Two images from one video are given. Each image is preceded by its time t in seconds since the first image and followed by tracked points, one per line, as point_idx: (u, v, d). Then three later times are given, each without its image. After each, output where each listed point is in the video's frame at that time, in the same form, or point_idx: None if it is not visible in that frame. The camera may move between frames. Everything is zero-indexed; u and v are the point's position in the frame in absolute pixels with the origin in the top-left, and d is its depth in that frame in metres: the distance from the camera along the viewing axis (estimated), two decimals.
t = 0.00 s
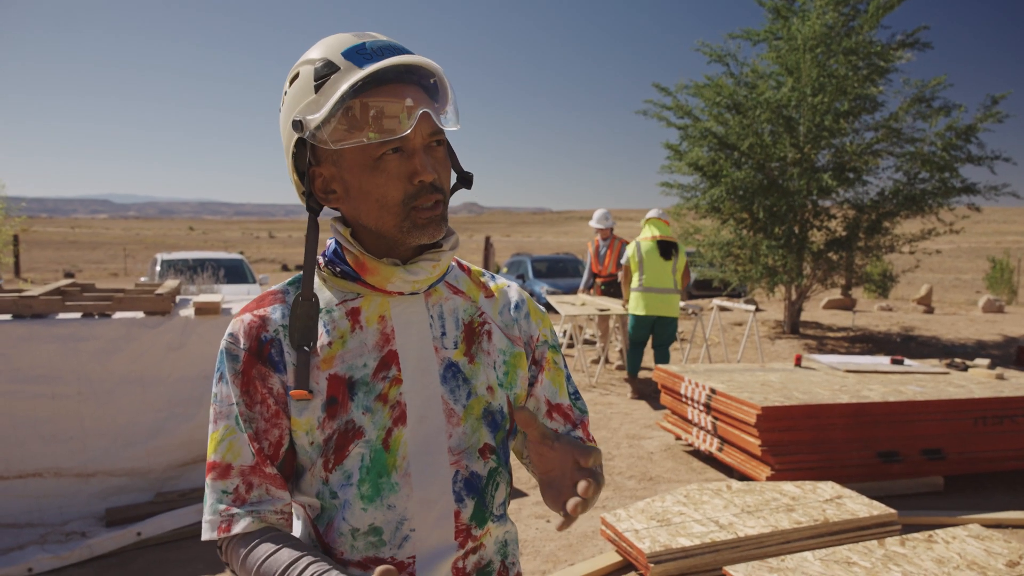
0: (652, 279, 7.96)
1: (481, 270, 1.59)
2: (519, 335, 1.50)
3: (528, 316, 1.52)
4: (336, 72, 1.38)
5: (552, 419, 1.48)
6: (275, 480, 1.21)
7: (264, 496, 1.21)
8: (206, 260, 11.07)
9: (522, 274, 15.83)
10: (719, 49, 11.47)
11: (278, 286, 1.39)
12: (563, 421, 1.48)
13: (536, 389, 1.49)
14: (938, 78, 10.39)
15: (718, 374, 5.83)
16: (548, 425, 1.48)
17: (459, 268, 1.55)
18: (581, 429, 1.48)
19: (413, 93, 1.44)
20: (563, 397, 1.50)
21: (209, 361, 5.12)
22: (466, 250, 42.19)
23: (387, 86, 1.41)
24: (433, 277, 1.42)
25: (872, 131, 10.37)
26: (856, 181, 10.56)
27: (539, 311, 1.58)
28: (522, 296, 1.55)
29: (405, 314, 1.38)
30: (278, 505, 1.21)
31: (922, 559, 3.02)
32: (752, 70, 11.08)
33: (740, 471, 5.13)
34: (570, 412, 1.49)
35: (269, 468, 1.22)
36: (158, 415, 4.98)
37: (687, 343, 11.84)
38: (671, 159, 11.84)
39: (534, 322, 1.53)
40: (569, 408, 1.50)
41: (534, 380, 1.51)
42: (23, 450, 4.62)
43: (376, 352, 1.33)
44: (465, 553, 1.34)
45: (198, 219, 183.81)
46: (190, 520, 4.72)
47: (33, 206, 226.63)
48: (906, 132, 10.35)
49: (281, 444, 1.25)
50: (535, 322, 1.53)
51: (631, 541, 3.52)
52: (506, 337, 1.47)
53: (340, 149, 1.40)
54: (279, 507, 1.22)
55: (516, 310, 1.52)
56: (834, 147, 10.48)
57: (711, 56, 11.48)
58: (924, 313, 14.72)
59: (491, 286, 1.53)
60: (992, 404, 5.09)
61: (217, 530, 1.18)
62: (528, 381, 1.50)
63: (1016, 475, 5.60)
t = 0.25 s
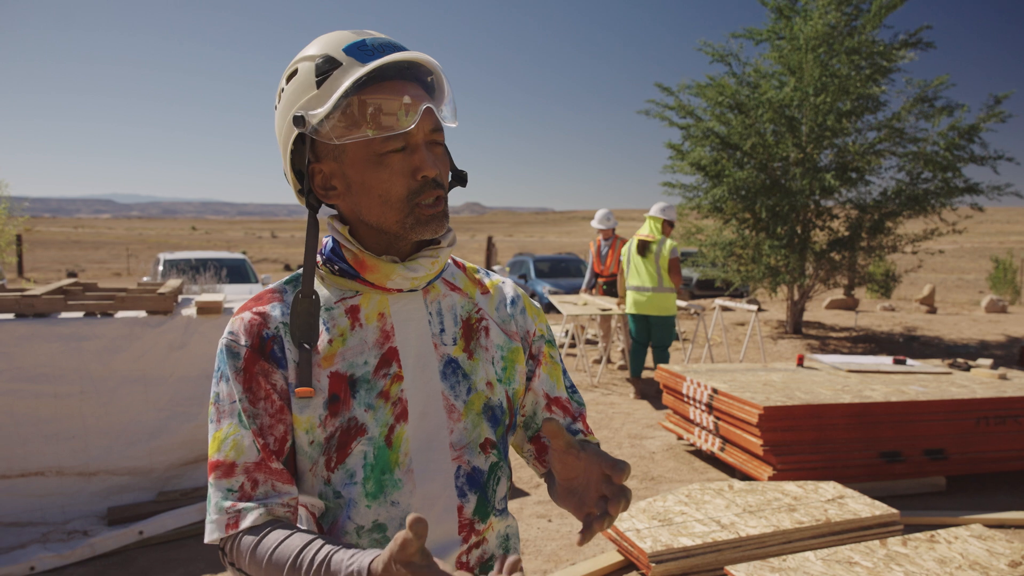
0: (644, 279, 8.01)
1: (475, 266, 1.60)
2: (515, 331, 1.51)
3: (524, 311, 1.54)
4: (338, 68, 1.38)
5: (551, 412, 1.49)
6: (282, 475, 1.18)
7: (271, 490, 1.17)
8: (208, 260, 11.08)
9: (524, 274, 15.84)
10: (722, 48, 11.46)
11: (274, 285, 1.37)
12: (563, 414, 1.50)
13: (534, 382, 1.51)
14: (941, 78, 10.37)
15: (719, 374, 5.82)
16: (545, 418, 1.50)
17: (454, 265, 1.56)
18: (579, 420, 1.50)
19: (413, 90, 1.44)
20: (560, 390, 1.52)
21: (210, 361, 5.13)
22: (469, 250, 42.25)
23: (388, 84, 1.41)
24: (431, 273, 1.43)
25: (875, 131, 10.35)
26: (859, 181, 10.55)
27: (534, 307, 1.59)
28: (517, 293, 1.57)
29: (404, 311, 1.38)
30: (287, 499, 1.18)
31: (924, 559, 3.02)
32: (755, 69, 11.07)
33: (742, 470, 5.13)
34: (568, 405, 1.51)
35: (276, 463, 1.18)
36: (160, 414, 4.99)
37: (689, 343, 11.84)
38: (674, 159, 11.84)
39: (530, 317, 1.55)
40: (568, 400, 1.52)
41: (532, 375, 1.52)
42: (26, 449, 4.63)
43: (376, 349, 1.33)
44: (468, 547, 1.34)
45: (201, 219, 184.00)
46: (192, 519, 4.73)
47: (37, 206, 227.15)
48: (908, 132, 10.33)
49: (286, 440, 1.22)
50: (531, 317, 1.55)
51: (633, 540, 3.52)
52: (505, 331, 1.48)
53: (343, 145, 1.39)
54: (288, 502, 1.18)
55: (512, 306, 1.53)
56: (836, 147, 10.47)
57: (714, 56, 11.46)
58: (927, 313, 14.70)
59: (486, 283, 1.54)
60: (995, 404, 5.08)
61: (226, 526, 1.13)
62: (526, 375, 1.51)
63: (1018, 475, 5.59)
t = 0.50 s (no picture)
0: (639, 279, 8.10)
1: (471, 267, 1.61)
2: (513, 330, 1.53)
3: (520, 310, 1.56)
4: (346, 70, 1.39)
5: (551, 408, 1.52)
6: (288, 471, 1.18)
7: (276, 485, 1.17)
8: (211, 260, 11.10)
9: (526, 274, 15.85)
10: (724, 49, 11.46)
11: (275, 287, 1.38)
12: (562, 409, 1.52)
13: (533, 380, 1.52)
14: (943, 78, 10.36)
15: (721, 374, 5.83)
16: (547, 414, 1.51)
17: (450, 266, 1.57)
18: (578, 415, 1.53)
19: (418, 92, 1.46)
20: (558, 387, 1.54)
21: (213, 361, 5.15)
22: (471, 250, 42.30)
23: (394, 86, 1.42)
24: (433, 275, 1.44)
25: (877, 131, 10.34)
26: (861, 181, 10.54)
27: (530, 307, 1.61)
28: (513, 293, 1.58)
29: (405, 312, 1.39)
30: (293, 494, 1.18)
31: (925, 560, 3.02)
32: (757, 70, 11.07)
33: (744, 471, 5.13)
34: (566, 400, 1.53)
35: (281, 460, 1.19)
36: (163, 414, 5.01)
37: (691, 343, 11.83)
38: (676, 159, 11.84)
39: (526, 316, 1.57)
40: (567, 397, 1.55)
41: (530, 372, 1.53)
42: (30, 449, 4.65)
43: (379, 351, 1.33)
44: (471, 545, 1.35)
45: (203, 219, 184.27)
46: (195, 519, 4.75)
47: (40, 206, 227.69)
48: (911, 132, 10.32)
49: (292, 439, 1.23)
50: (527, 316, 1.57)
51: (634, 540, 3.53)
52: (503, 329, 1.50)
53: (351, 146, 1.40)
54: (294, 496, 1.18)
55: (509, 306, 1.54)
56: (838, 147, 10.46)
57: (715, 56, 11.47)
58: (930, 313, 14.68)
59: (482, 283, 1.56)
60: (997, 405, 5.07)
61: (231, 521, 1.13)
62: (525, 374, 1.53)
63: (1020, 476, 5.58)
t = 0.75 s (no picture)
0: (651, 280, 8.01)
1: (467, 267, 1.63)
2: (511, 330, 1.55)
3: (517, 310, 1.58)
4: (343, 73, 1.40)
5: (547, 405, 1.54)
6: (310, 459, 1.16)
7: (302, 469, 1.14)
8: (213, 260, 11.13)
9: (528, 274, 15.87)
10: (725, 49, 11.47)
11: (276, 288, 1.38)
12: (558, 408, 1.55)
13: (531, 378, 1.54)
14: (944, 78, 10.35)
15: (722, 374, 5.83)
16: (544, 412, 1.54)
17: (446, 266, 1.58)
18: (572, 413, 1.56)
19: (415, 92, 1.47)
20: (554, 385, 1.57)
21: (215, 361, 5.17)
22: (474, 250, 42.34)
23: (391, 86, 1.43)
24: (435, 274, 1.44)
25: (878, 131, 10.33)
26: (862, 181, 10.53)
27: (526, 307, 1.63)
28: (510, 293, 1.60)
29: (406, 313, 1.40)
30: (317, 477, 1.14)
31: (925, 560, 3.03)
32: (758, 70, 11.07)
33: (744, 471, 5.14)
34: (562, 398, 1.56)
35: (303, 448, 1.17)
36: (165, 414, 5.03)
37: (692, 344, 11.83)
38: (677, 159, 11.85)
39: (523, 315, 1.59)
40: (563, 394, 1.58)
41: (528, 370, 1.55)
42: (32, 448, 4.67)
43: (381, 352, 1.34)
44: (471, 543, 1.36)
45: (206, 219, 184.56)
46: (197, 518, 4.77)
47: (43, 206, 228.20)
48: (912, 133, 10.31)
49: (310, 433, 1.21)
50: (523, 316, 1.59)
51: (634, 540, 3.54)
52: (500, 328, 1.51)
53: (349, 146, 1.41)
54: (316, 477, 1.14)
55: (505, 306, 1.56)
56: (840, 147, 10.45)
57: (717, 57, 11.47)
58: (932, 313, 14.67)
59: (479, 283, 1.57)
60: (998, 405, 5.07)
61: (256, 498, 1.07)
62: (522, 372, 1.54)
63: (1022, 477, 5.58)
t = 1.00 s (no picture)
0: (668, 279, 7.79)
1: (464, 268, 1.64)
2: (508, 331, 1.56)
3: (513, 311, 1.59)
4: (341, 75, 1.41)
5: (542, 407, 1.54)
6: (320, 458, 1.18)
7: (311, 469, 1.16)
8: (216, 260, 11.16)
9: (530, 274, 15.88)
10: (727, 49, 11.47)
11: (275, 289, 1.39)
12: (552, 409, 1.55)
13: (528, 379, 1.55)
14: (946, 78, 10.35)
15: (723, 374, 5.84)
16: (538, 413, 1.54)
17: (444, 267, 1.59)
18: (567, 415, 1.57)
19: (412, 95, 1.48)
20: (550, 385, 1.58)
21: (217, 361, 5.18)
22: (476, 250, 42.35)
23: (388, 88, 1.44)
24: (434, 276, 1.46)
25: (880, 132, 10.33)
26: (864, 182, 10.52)
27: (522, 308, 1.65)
28: (507, 294, 1.62)
29: (407, 314, 1.41)
30: (326, 475, 1.18)
31: (925, 560, 3.03)
32: (760, 70, 11.07)
33: (745, 471, 5.14)
34: (558, 399, 1.58)
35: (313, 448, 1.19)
36: (168, 414, 5.05)
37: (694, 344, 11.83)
38: (679, 160, 11.85)
39: (519, 316, 1.60)
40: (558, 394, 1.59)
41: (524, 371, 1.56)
42: (35, 448, 4.68)
43: (383, 353, 1.36)
44: (473, 540, 1.36)
45: (208, 219, 184.84)
46: (198, 518, 4.78)
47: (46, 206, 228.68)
48: (914, 133, 10.30)
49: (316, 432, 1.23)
50: (520, 317, 1.60)
51: (634, 540, 3.55)
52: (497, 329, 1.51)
53: (346, 148, 1.42)
54: (326, 476, 1.18)
55: (502, 307, 1.58)
56: (841, 147, 10.45)
57: (718, 57, 11.48)
58: (934, 314, 14.65)
59: (476, 283, 1.59)
60: (999, 406, 5.07)
61: (272, 506, 1.10)
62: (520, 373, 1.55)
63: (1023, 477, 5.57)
